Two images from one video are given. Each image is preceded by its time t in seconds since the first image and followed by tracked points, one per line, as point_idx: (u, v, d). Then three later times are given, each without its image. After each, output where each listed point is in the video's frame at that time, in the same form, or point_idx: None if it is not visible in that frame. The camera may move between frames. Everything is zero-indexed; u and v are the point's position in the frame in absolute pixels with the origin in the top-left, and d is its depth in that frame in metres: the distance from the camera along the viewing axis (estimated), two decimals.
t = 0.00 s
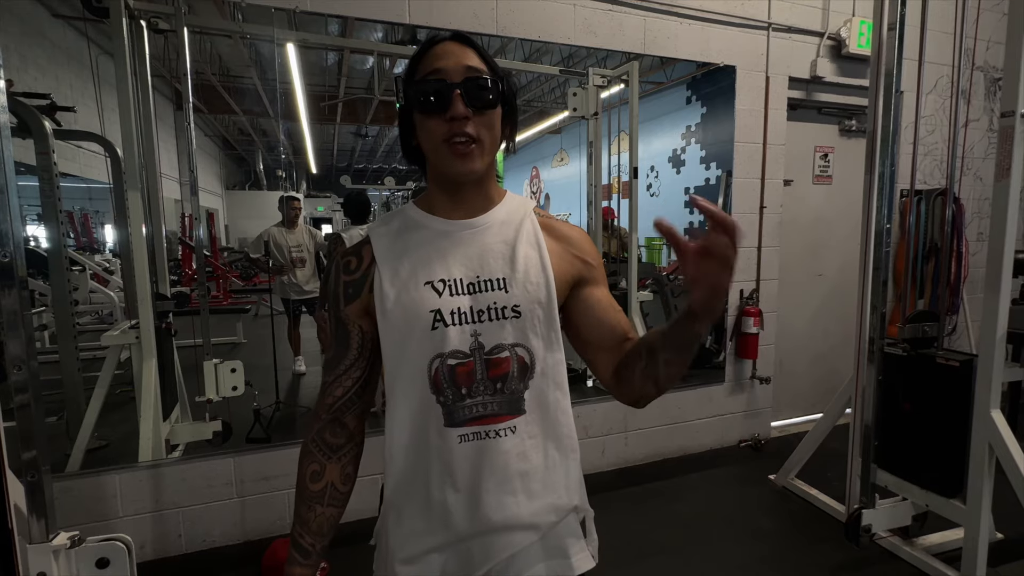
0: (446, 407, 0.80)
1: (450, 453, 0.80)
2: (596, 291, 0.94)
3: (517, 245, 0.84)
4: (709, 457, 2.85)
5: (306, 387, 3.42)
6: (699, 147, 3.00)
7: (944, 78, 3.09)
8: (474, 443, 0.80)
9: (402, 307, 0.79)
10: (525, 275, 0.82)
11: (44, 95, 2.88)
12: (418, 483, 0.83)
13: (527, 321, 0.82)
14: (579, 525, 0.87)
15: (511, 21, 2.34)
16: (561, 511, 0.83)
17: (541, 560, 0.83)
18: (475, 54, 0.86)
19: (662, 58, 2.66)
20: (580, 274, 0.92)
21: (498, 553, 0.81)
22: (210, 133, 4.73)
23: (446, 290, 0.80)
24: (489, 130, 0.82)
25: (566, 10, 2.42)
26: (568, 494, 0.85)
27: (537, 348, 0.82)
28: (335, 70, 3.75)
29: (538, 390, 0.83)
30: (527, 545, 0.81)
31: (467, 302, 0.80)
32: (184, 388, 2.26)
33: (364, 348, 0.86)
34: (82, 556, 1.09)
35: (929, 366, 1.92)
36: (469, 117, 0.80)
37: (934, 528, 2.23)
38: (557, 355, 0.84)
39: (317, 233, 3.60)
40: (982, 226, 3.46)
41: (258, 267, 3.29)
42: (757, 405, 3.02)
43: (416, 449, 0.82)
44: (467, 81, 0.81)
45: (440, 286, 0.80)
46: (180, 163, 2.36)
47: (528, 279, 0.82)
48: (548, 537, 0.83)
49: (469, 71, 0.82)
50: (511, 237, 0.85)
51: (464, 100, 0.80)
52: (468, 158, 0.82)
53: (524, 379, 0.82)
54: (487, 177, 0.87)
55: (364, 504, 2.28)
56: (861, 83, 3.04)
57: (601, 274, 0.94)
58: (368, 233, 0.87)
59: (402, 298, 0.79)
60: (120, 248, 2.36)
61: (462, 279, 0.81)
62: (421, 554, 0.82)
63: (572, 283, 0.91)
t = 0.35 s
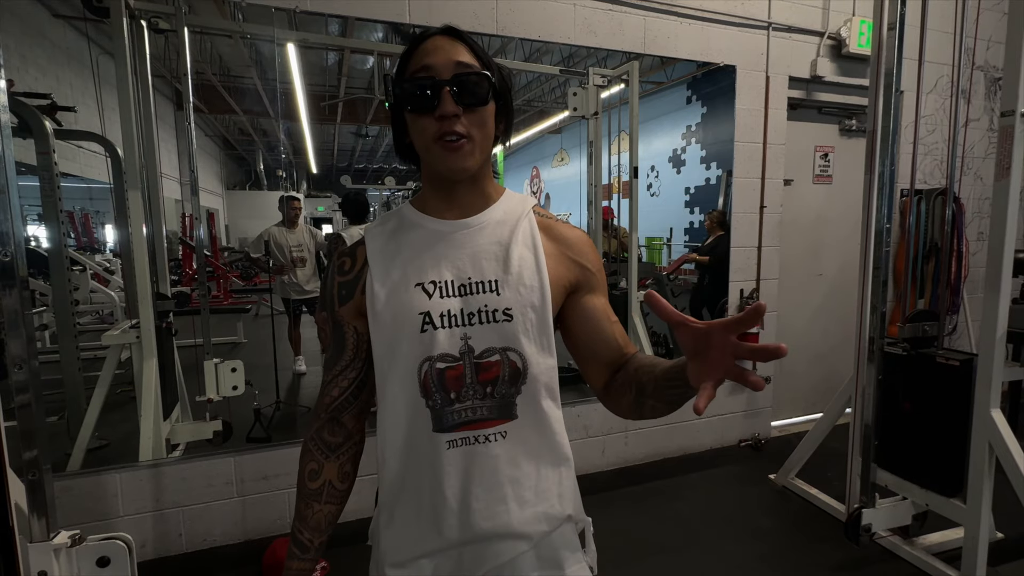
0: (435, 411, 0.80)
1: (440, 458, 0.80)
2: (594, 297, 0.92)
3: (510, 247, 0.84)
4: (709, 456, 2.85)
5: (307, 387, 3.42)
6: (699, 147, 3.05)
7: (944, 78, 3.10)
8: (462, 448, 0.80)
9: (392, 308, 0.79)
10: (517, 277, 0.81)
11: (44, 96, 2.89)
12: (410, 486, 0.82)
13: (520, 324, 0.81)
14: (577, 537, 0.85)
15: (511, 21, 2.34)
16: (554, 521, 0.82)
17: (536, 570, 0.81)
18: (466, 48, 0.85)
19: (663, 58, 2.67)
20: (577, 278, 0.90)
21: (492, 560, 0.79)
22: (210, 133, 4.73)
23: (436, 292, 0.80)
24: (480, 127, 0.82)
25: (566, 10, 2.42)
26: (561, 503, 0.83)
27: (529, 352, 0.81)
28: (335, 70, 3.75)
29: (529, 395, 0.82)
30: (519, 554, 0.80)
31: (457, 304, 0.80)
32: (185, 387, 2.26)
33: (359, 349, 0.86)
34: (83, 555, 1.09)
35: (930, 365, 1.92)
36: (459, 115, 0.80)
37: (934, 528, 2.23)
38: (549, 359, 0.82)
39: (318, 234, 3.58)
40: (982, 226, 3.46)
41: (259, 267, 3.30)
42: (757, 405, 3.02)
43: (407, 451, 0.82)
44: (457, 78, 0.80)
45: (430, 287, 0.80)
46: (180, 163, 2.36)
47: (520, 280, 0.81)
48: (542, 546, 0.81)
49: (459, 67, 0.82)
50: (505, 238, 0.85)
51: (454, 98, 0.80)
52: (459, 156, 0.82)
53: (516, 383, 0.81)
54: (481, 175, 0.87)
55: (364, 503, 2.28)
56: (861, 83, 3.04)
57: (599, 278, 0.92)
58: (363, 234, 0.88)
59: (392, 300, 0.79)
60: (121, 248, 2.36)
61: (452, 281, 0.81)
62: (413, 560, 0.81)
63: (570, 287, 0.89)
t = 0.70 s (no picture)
0: (436, 416, 0.80)
1: (442, 464, 0.79)
2: (590, 299, 0.91)
3: (510, 246, 0.83)
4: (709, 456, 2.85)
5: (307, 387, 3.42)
6: (699, 147, 3.05)
7: (943, 78, 3.09)
8: (464, 453, 0.80)
9: (390, 312, 0.79)
10: (517, 277, 0.81)
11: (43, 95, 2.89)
12: (411, 493, 0.82)
13: (521, 325, 0.81)
14: (581, 540, 0.85)
15: (511, 21, 2.34)
16: (557, 525, 0.82)
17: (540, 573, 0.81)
18: (456, 41, 0.85)
19: (662, 58, 2.67)
20: (575, 279, 0.89)
21: (495, 563, 0.80)
22: (210, 133, 4.73)
23: (435, 294, 0.80)
24: (472, 124, 0.82)
25: (566, 10, 2.42)
26: (565, 507, 0.83)
27: (531, 354, 0.81)
28: (335, 69, 3.76)
29: (532, 399, 0.81)
30: (523, 558, 0.80)
31: (457, 306, 0.80)
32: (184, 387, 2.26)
33: (354, 352, 0.86)
34: (83, 554, 1.10)
35: (931, 365, 1.91)
36: (450, 111, 0.80)
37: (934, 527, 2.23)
38: (551, 361, 0.82)
39: (318, 234, 3.61)
40: (982, 226, 3.46)
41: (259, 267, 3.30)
42: (757, 405, 3.02)
43: (406, 458, 0.81)
44: (448, 72, 0.80)
45: (429, 289, 0.80)
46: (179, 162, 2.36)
47: (521, 280, 0.81)
48: (546, 549, 0.81)
49: (448, 60, 0.81)
50: (503, 237, 0.84)
51: (445, 94, 0.80)
52: (450, 154, 0.81)
53: (517, 386, 0.81)
54: (476, 173, 0.87)
55: (364, 502, 2.28)
56: (861, 83, 3.04)
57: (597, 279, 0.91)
58: (357, 236, 0.87)
59: (389, 302, 0.79)
60: (120, 247, 2.36)
61: (451, 282, 0.81)
62: (413, 565, 0.81)
63: (567, 286, 0.89)
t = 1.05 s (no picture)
0: (436, 418, 0.79)
1: (441, 467, 0.79)
2: (583, 314, 0.87)
3: (516, 251, 0.82)
4: (708, 457, 2.85)
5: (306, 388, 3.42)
6: (699, 148, 3.04)
7: (942, 80, 3.10)
8: (464, 456, 0.79)
9: (394, 312, 0.78)
10: (521, 282, 0.80)
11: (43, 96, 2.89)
12: (412, 494, 0.82)
13: (522, 331, 0.80)
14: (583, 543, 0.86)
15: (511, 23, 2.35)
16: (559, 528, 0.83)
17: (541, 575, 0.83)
18: (449, 40, 0.81)
19: (661, 60, 2.67)
20: (570, 290, 0.86)
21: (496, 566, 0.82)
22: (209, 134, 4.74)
23: (439, 296, 0.79)
24: (452, 123, 0.78)
25: (565, 12, 2.43)
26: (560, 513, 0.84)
27: (531, 361, 0.80)
28: (335, 70, 3.77)
29: (529, 405, 0.81)
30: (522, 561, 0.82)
31: (460, 309, 0.79)
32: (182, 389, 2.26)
33: (363, 355, 0.85)
34: (81, 555, 1.10)
35: (929, 367, 1.91)
36: (427, 111, 0.77)
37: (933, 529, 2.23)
38: (550, 368, 0.82)
39: (317, 234, 3.65)
40: (981, 228, 3.47)
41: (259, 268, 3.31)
42: (756, 406, 3.02)
43: (410, 459, 0.80)
44: (426, 71, 0.77)
45: (433, 291, 0.79)
46: (179, 163, 2.36)
47: (524, 286, 0.80)
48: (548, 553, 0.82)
49: (431, 60, 0.79)
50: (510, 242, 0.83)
51: (423, 93, 0.77)
52: (431, 155, 0.79)
53: (517, 391, 0.81)
54: (472, 174, 0.83)
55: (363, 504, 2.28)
56: (860, 85, 3.04)
57: (598, 293, 0.88)
58: (365, 235, 0.86)
59: (393, 303, 0.78)
60: (120, 248, 2.36)
61: (455, 285, 0.80)
62: (417, 563, 0.83)
63: (561, 297, 0.86)
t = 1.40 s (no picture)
0: (456, 404, 0.80)
1: (459, 450, 0.81)
2: (607, 313, 0.84)
3: (543, 246, 0.81)
4: (707, 460, 2.85)
5: (305, 391, 3.42)
6: (699, 149, 3.01)
7: (941, 82, 3.11)
8: (481, 443, 0.81)
9: (423, 299, 0.80)
10: (544, 276, 0.79)
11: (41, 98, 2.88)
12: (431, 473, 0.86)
13: (542, 324, 0.79)
14: (599, 540, 0.87)
15: (510, 25, 2.35)
16: (569, 524, 0.85)
17: (554, 572, 0.85)
18: (485, 47, 0.82)
19: (660, 61, 2.67)
20: (595, 288, 0.83)
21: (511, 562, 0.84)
22: (209, 135, 4.73)
23: (465, 286, 0.80)
24: (487, 126, 0.80)
25: (565, 13, 2.42)
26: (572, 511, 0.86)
27: (549, 355, 0.79)
28: (334, 72, 3.79)
29: (546, 397, 0.80)
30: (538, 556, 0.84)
31: (483, 299, 0.80)
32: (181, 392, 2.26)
33: (401, 339, 0.86)
34: (79, 559, 1.10)
35: (929, 369, 1.91)
36: (463, 114, 0.79)
37: (933, 531, 2.23)
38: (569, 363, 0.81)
39: (317, 234, 3.64)
40: (981, 230, 3.47)
41: (258, 270, 3.32)
42: (756, 408, 3.01)
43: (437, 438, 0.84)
44: (463, 77, 0.79)
45: (460, 281, 0.80)
46: (178, 164, 2.35)
47: (547, 279, 0.79)
48: (562, 548, 0.85)
49: (466, 67, 0.80)
50: (538, 238, 0.82)
51: (459, 97, 0.79)
52: (466, 155, 0.82)
53: (536, 383, 0.80)
54: (506, 174, 0.85)
55: (362, 506, 2.27)
56: (859, 87, 3.04)
57: (626, 294, 0.84)
58: (404, 229, 0.89)
59: (423, 291, 0.81)
60: (118, 250, 2.35)
61: (481, 276, 0.81)
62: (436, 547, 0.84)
63: (585, 295, 0.83)
